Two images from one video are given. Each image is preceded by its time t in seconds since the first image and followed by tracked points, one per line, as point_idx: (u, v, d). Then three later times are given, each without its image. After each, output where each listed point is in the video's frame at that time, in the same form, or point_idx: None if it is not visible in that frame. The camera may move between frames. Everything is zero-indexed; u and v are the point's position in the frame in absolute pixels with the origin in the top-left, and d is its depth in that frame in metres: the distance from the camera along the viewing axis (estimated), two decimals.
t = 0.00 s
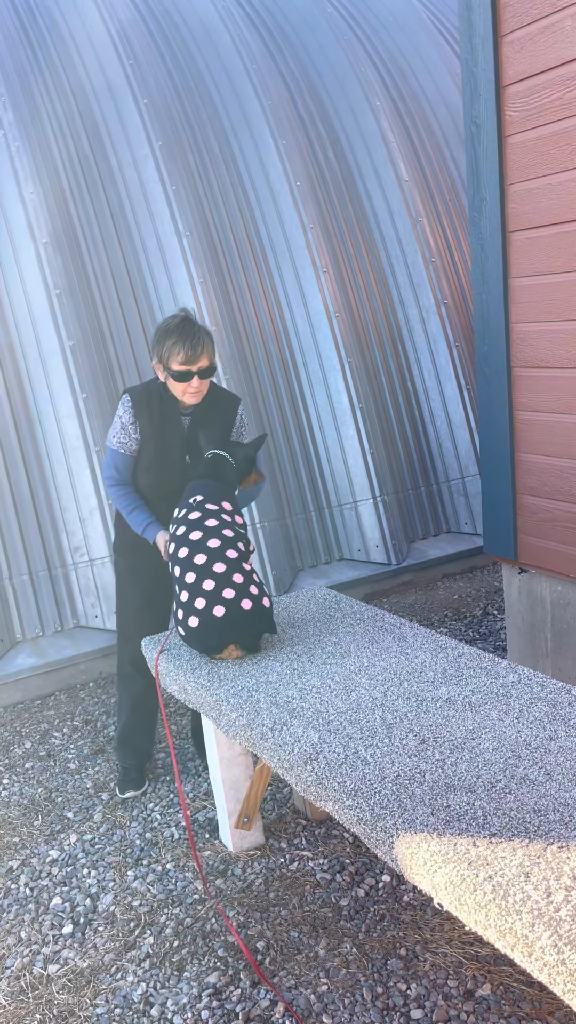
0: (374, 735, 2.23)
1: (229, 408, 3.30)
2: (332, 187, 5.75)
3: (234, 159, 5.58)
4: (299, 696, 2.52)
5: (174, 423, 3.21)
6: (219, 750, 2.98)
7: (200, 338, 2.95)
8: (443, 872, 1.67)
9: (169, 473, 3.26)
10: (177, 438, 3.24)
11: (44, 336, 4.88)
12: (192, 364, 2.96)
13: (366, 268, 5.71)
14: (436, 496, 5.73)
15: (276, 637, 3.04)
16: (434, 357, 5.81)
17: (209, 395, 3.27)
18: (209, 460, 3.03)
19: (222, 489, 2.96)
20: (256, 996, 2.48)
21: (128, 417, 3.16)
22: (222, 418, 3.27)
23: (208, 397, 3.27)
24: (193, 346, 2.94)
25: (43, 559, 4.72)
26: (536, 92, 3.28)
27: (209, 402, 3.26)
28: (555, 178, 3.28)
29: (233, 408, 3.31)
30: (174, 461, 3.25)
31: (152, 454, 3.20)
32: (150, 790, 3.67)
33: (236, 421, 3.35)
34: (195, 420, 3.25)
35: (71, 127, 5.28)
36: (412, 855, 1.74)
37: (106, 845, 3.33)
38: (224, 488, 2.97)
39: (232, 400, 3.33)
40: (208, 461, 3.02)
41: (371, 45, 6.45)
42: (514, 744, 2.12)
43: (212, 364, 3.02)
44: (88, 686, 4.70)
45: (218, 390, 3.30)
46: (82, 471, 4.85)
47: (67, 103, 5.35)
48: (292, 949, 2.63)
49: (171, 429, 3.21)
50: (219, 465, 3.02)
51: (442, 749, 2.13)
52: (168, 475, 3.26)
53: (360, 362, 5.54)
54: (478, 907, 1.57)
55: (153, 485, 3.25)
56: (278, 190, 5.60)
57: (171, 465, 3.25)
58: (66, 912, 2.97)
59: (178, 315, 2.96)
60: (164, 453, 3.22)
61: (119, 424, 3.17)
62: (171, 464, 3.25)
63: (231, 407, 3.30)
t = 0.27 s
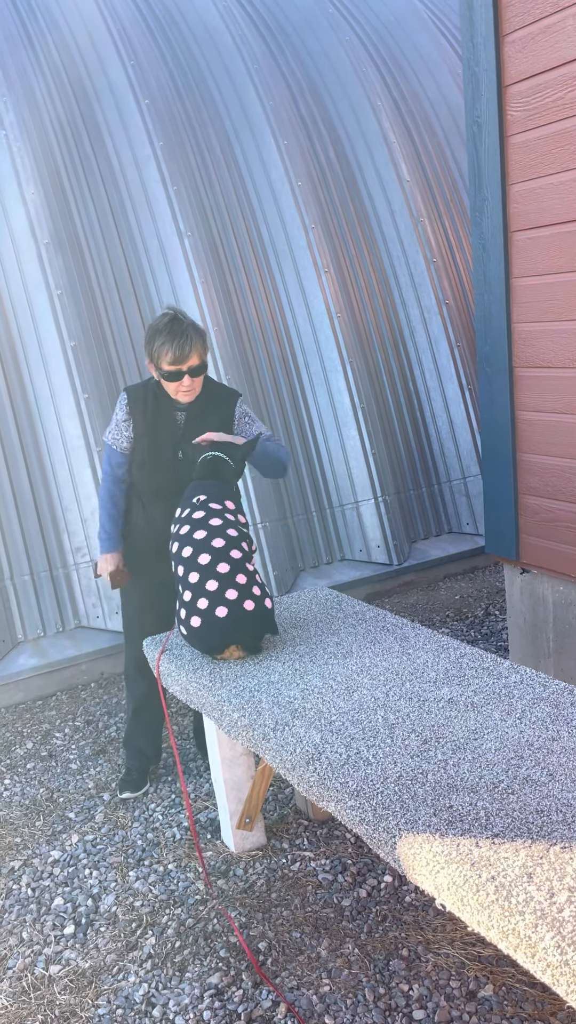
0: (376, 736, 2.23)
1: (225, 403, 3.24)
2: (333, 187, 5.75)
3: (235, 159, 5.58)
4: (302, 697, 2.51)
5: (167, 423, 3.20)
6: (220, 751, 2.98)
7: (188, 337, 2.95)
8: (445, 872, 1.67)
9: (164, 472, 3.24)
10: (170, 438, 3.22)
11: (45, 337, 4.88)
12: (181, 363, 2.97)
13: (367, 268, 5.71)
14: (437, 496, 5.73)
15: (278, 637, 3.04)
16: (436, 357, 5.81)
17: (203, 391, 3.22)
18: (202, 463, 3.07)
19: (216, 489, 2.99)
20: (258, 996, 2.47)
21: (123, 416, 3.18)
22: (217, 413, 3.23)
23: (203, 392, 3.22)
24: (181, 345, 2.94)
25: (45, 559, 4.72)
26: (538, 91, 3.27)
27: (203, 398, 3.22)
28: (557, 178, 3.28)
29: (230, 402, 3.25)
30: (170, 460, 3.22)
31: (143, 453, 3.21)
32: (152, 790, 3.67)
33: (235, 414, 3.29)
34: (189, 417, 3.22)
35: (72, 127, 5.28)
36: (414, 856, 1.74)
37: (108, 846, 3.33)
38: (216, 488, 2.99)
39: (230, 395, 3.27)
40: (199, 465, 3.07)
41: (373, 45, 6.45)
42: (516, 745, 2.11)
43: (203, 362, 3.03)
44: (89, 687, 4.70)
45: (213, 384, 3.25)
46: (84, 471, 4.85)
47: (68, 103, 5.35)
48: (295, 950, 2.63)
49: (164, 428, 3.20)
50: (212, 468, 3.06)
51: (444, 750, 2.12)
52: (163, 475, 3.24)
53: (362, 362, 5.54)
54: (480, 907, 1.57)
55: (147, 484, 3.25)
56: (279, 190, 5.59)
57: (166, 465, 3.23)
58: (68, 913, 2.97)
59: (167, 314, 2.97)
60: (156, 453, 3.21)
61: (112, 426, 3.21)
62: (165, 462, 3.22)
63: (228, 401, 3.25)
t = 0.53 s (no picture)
0: (378, 736, 2.23)
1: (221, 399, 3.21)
2: (334, 187, 5.75)
3: (236, 159, 5.58)
4: (303, 697, 2.51)
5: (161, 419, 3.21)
6: (222, 751, 2.98)
7: (175, 337, 2.94)
8: (447, 872, 1.67)
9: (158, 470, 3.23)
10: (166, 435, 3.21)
11: (46, 336, 4.88)
12: (169, 364, 2.97)
13: (368, 267, 5.71)
14: (439, 495, 5.73)
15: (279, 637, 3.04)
16: (437, 357, 5.81)
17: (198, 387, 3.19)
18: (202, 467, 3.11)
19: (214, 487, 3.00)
20: (259, 996, 2.47)
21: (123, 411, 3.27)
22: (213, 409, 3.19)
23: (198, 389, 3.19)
24: (168, 346, 2.94)
25: (46, 560, 4.72)
26: (539, 91, 3.27)
27: (198, 394, 3.18)
28: (558, 178, 3.28)
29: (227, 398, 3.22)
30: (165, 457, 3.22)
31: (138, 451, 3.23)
32: (153, 790, 3.67)
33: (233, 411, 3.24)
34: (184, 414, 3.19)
35: (73, 127, 5.29)
36: (416, 855, 1.73)
37: (109, 845, 3.33)
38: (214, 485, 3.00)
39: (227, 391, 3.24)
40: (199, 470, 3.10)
41: (374, 45, 6.45)
42: (518, 744, 2.11)
43: (193, 361, 3.00)
44: (91, 686, 4.70)
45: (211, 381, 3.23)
46: (85, 471, 4.85)
47: (70, 103, 5.35)
48: (296, 950, 2.63)
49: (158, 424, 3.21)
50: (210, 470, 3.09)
51: (445, 750, 2.12)
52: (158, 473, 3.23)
53: (363, 362, 5.54)
54: (483, 907, 1.57)
55: (145, 482, 3.26)
56: (280, 190, 5.59)
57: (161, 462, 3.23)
58: (70, 912, 2.97)
59: (156, 314, 2.97)
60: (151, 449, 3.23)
61: (115, 424, 3.28)
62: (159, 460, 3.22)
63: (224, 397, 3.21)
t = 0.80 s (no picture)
0: (381, 737, 2.23)
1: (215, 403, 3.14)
2: (336, 188, 5.76)
3: (239, 161, 5.59)
4: (306, 698, 2.51)
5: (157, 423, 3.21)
6: (225, 752, 2.99)
7: (157, 343, 2.92)
8: (450, 874, 1.67)
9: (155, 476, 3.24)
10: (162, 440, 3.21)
11: (49, 337, 4.89)
12: (153, 370, 2.96)
13: (371, 269, 5.72)
14: (441, 497, 5.74)
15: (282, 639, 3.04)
16: (439, 358, 5.81)
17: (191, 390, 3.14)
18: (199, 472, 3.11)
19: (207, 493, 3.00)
20: (262, 997, 2.48)
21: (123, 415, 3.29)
22: (207, 414, 3.14)
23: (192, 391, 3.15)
24: (150, 352, 2.93)
25: (48, 561, 4.73)
26: (541, 93, 3.28)
27: (191, 397, 3.15)
28: (561, 179, 3.28)
29: (222, 401, 3.15)
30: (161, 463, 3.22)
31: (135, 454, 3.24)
32: (156, 792, 3.67)
33: (229, 416, 3.15)
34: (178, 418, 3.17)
35: (76, 129, 5.30)
36: (419, 857, 1.74)
37: (112, 847, 3.33)
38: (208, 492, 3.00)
39: (226, 394, 3.17)
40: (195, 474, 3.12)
41: (376, 47, 6.45)
42: (521, 746, 2.11)
43: (179, 366, 2.98)
44: (94, 687, 4.71)
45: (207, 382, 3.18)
46: (87, 472, 4.86)
47: (72, 104, 5.36)
48: (299, 952, 2.63)
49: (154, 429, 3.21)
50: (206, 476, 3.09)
51: (448, 751, 2.12)
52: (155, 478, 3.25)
53: (365, 363, 5.55)
54: (486, 908, 1.57)
55: (143, 483, 3.28)
56: (282, 192, 5.60)
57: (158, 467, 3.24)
58: (73, 913, 2.98)
59: (141, 321, 2.97)
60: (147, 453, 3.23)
61: (117, 427, 3.31)
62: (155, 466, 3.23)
63: (219, 400, 3.15)
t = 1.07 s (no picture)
0: (383, 738, 2.23)
1: (212, 409, 3.14)
2: (339, 189, 5.76)
3: (241, 162, 5.60)
4: (309, 699, 2.51)
5: (153, 425, 3.19)
6: (227, 753, 2.99)
7: (142, 347, 2.94)
8: (452, 874, 1.67)
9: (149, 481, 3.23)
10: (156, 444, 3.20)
11: (52, 338, 4.90)
12: (139, 377, 2.98)
13: (373, 270, 5.73)
14: (443, 498, 5.74)
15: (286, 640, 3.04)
16: (441, 359, 5.82)
17: (188, 393, 3.14)
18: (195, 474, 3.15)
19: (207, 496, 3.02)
20: (265, 998, 2.48)
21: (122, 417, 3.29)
22: (204, 418, 3.13)
23: (189, 395, 3.14)
24: (135, 358, 2.95)
25: (52, 562, 4.73)
26: (543, 95, 3.28)
27: (188, 401, 3.14)
28: (563, 181, 3.29)
29: (220, 408, 3.15)
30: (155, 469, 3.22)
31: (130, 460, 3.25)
32: (159, 792, 3.67)
33: (226, 424, 3.16)
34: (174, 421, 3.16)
35: (78, 130, 5.31)
36: (422, 857, 1.74)
37: (115, 847, 3.34)
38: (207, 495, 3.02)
39: (224, 401, 3.18)
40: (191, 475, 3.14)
41: (378, 49, 6.46)
42: (524, 747, 2.11)
43: (165, 370, 2.97)
44: (97, 688, 4.72)
45: (205, 387, 3.17)
46: (90, 472, 4.87)
47: (75, 106, 5.37)
48: (301, 952, 2.63)
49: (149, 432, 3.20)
50: (202, 479, 3.13)
51: (451, 752, 2.13)
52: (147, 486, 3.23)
53: (367, 364, 5.55)
54: (489, 908, 1.58)
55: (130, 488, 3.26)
56: (284, 193, 5.61)
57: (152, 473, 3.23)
58: (76, 913, 2.98)
59: (129, 327, 2.99)
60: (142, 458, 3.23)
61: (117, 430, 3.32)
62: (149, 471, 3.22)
63: (217, 406, 3.15)
